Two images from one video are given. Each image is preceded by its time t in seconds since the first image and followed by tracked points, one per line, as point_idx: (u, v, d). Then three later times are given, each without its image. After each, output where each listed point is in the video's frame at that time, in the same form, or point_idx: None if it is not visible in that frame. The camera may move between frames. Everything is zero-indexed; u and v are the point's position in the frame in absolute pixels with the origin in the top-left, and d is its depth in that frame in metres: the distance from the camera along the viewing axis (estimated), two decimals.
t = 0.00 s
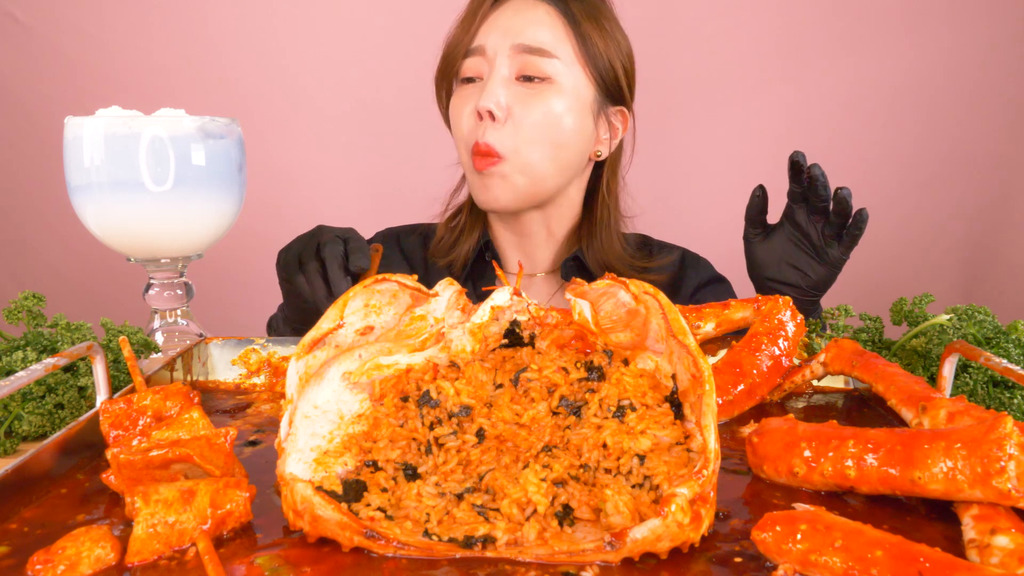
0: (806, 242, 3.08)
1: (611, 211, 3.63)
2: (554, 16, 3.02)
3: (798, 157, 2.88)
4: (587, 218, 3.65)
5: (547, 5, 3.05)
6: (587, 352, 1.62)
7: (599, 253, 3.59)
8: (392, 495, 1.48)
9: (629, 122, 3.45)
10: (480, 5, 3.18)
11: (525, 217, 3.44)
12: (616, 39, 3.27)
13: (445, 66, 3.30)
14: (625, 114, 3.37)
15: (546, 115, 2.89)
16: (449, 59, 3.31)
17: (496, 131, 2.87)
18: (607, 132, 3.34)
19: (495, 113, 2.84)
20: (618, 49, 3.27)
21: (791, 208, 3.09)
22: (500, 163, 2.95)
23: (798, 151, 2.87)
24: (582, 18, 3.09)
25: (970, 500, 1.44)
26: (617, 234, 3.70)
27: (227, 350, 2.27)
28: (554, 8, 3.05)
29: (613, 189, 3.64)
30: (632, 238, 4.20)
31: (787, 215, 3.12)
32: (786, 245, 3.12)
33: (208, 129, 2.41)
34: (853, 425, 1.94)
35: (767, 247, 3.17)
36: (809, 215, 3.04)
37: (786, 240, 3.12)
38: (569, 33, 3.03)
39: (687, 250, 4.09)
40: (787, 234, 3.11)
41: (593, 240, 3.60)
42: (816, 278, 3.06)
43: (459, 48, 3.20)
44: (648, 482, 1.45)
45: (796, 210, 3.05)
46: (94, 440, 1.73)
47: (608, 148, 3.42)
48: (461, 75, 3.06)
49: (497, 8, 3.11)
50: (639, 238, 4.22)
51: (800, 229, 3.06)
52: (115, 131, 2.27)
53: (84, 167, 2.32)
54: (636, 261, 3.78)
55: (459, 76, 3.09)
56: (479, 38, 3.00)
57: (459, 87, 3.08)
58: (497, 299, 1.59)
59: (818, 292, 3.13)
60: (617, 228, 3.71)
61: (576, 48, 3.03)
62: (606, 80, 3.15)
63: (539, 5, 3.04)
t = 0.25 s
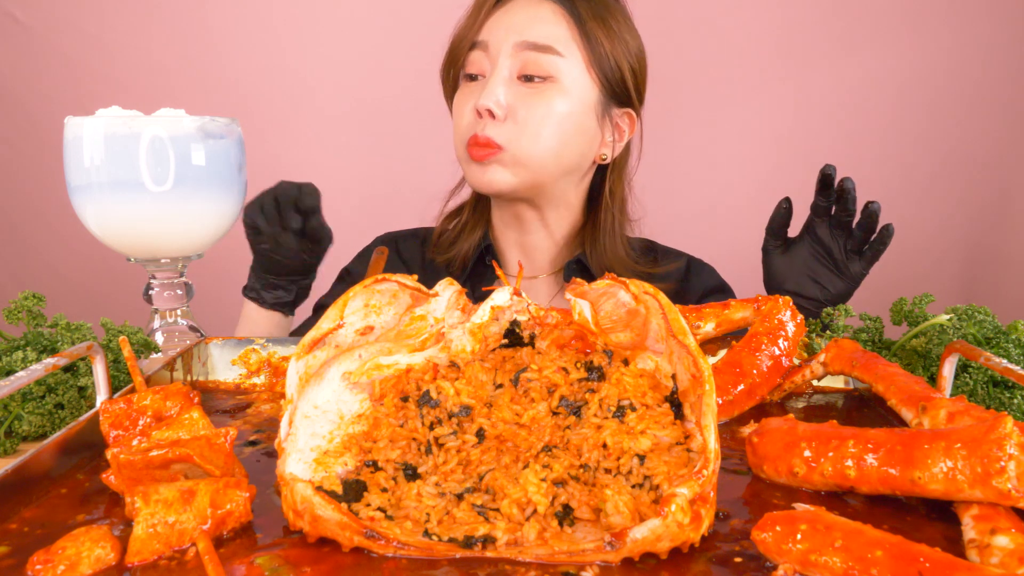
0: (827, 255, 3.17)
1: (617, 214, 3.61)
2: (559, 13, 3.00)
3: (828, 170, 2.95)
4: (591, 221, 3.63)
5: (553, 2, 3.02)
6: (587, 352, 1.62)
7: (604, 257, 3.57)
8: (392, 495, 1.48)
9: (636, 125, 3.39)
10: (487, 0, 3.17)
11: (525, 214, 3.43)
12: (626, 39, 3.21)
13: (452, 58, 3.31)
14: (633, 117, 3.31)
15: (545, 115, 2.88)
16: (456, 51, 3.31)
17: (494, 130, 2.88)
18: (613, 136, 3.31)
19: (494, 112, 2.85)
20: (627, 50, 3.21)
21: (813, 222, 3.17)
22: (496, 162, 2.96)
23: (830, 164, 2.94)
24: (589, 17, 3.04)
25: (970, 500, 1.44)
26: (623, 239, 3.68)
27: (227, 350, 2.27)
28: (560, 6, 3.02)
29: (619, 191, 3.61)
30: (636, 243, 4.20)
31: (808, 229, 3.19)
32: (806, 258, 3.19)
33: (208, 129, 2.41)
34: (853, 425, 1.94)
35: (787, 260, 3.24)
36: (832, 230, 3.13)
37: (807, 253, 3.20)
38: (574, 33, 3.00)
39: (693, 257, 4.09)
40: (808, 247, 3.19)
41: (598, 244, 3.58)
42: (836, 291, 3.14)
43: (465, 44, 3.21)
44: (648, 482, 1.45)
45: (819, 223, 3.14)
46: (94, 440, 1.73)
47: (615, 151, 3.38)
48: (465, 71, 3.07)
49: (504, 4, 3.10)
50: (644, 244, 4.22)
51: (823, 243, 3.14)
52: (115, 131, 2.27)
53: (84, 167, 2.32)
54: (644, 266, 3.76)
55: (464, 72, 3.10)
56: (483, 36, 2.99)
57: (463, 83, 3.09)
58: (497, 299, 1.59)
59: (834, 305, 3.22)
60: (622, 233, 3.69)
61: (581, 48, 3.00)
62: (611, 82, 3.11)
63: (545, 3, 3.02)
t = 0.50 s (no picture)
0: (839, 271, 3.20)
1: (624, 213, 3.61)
2: (563, 13, 3.00)
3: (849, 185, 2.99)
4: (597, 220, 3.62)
5: (556, 2, 3.02)
6: (587, 352, 1.62)
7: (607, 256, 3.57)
8: (392, 495, 1.48)
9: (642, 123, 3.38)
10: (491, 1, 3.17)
11: (530, 216, 3.43)
12: (630, 37, 3.20)
13: (458, 59, 3.32)
14: (639, 116, 3.32)
15: (551, 117, 2.88)
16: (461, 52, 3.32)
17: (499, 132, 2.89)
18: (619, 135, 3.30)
19: (499, 115, 2.85)
20: (631, 48, 3.20)
21: (827, 238, 3.20)
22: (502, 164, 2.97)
23: (850, 180, 2.99)
24: (592, 16, 3.03)
25: (970, 500, 1.44)
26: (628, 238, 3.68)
27: (227, 350, 2.27)
28: (563, 6, 3.02)
29: (625, 190, 3.60)
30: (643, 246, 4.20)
31: (822, 245, 3.22)
32: (819, 273, 3.22)
33: (208, 129, 2.41)
34: (853, 425, 1.94)
35: (799, 275, 3.26)
36: (845, 246, 3.17)
37: (820, 268, 3.23)
38: (578, 33, 2.99)
39: (700, 262, 4.08)
40: (822, 263, 3.22)
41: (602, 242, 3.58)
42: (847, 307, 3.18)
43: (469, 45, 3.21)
44: (648, 482, 1.45)
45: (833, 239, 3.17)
46: (95, 440, 1.73)
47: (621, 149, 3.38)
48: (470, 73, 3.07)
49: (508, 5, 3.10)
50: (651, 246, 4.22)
51: (836, 259, 3.18)
52: (115, 131, 2.27)
53: (84, 166, 2.32)
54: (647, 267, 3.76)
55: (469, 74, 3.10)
56: (487, 36, 3.00)
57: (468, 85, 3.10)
58: (497, 299, 1.59)
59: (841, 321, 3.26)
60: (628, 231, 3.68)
61: (585, 48, 2.99)
62: (616, 80, 3.10)
63: (548, 3, 3.01)
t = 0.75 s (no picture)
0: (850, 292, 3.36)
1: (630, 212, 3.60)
2: (566, 13, 3.00)
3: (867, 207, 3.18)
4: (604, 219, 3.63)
5: (560, 2, 3.02)
6: (587, 352, 1.62)
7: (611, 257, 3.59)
8: (392, 495, 1.48)
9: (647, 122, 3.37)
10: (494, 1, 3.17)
11: (536, 216, 3.42)
12: (634, 35, 3.19)
13: (462, 60, 3.32)
14: (644, 114, 3.29)
15: (555, 116, 2.87)
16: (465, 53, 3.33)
17: (503, 132, 2.89)
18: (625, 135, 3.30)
19: (503, 114, 2.85)
20: (636, 46, 3.19)
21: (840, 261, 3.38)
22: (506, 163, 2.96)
23: (867, 201, 3.23)
24: (597, 14, 3.03)
25: (970, 500, 1.44)
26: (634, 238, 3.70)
27: (227, 350, 2.27)
28: (566, 5, 3.02)
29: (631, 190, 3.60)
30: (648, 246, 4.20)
31: (833, 267, 3.40)
32: (831, 292, 3.39)
33: (208, 129, 2.41)
34: (853, 425, 1.94)
35: (811, 293, 3.43)
36: (857, 268, 3.36)
37: (832, 287, 3.40)
38: (582, 32, 2.99)
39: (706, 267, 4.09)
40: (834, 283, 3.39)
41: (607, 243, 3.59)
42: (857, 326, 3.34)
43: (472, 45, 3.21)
44: (648, 482, 1.45)
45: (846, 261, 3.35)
46: (95, 440, 1.73)
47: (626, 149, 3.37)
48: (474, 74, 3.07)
49: (512, 5, 3.10)
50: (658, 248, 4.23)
51: (848, 280, 3.35)
52: (115, 131, 2.27)
53: (84, 166, 2.32)
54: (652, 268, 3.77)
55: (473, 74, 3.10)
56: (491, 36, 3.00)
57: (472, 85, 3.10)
58: (497, 299, 1.59)
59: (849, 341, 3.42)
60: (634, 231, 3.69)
61: (590, 47, 2.99)
62: (621, 79, 3.10)
63: (551, 2, 3.02)
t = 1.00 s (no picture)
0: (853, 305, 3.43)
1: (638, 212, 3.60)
2: (575, 12, 3.00)
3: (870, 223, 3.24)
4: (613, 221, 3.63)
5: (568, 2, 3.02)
6: (587, 352, 1.62)
7: (618, 258, 3.59)
8: (392, 495, 1.48)
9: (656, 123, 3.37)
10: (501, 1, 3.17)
11: (544, 216, 3.42)
12: (643, 35, 3.19)
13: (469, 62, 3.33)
14: (653, 115, 3.29)
15: (564, 116, 2.87)
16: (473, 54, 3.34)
17: (511, 132, 2.90)
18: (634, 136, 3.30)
19: (511, 114, 2.85)
20: (645, 46, 3.19)
21: (844, 276, 3.45)
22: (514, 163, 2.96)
23: (874, 216, 3.25)
24: (605, 14, 3.03)
25: (970, 500, 1.44)
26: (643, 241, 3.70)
27: (227, 350, 2.27)
28: (575, 5, 3.02)
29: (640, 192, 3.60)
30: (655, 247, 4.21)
31: (838, 282, 3.47)
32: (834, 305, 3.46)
33: (208, 129, 2.41)
34: (854, 425, 1.94)
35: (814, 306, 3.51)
36: (862, 282, 3.43)
37: (835, 300, 3.47)
38: (591, 32, 2.99)
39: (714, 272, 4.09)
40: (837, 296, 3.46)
41: (615, 243, 3.60)
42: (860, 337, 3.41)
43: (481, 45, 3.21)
44: (648, 482, 1.46)
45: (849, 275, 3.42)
46: (95, 440, 1.73)
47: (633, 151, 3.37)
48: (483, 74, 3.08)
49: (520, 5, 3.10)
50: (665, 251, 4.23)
51: (853, 295, 3.42)
52: (115, 131, 2.27)
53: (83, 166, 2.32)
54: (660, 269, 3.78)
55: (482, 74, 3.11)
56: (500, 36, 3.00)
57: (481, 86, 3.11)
58: (497, 299, 1.59)
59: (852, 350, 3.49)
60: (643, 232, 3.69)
61: (598, 47, 2.99)
62: (630, 79, 3.10)
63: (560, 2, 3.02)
